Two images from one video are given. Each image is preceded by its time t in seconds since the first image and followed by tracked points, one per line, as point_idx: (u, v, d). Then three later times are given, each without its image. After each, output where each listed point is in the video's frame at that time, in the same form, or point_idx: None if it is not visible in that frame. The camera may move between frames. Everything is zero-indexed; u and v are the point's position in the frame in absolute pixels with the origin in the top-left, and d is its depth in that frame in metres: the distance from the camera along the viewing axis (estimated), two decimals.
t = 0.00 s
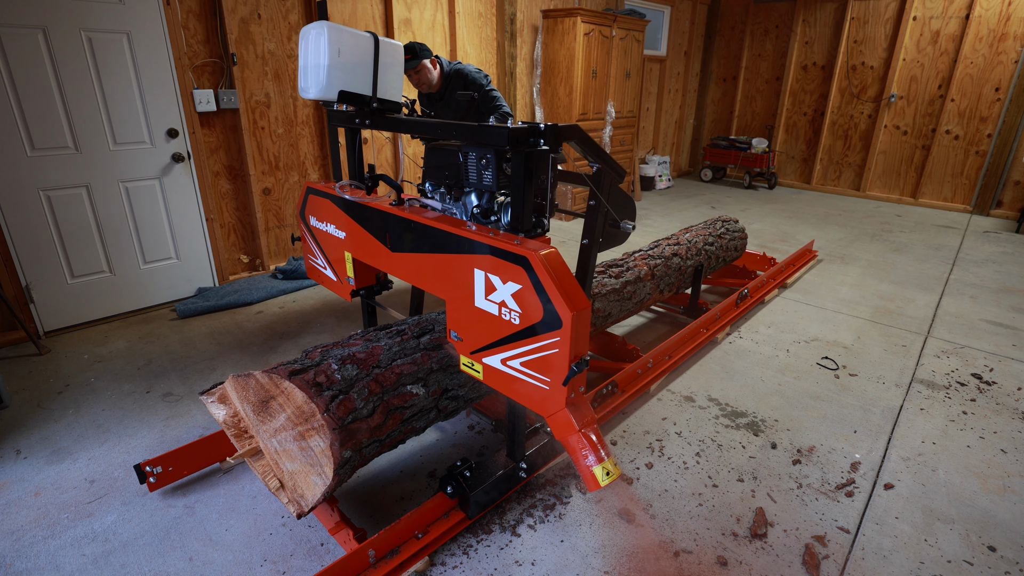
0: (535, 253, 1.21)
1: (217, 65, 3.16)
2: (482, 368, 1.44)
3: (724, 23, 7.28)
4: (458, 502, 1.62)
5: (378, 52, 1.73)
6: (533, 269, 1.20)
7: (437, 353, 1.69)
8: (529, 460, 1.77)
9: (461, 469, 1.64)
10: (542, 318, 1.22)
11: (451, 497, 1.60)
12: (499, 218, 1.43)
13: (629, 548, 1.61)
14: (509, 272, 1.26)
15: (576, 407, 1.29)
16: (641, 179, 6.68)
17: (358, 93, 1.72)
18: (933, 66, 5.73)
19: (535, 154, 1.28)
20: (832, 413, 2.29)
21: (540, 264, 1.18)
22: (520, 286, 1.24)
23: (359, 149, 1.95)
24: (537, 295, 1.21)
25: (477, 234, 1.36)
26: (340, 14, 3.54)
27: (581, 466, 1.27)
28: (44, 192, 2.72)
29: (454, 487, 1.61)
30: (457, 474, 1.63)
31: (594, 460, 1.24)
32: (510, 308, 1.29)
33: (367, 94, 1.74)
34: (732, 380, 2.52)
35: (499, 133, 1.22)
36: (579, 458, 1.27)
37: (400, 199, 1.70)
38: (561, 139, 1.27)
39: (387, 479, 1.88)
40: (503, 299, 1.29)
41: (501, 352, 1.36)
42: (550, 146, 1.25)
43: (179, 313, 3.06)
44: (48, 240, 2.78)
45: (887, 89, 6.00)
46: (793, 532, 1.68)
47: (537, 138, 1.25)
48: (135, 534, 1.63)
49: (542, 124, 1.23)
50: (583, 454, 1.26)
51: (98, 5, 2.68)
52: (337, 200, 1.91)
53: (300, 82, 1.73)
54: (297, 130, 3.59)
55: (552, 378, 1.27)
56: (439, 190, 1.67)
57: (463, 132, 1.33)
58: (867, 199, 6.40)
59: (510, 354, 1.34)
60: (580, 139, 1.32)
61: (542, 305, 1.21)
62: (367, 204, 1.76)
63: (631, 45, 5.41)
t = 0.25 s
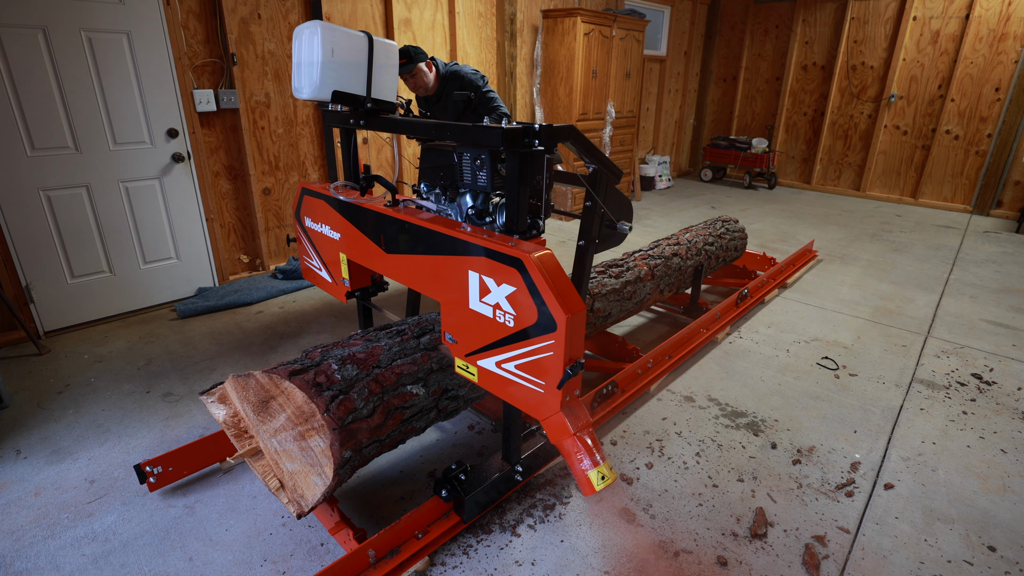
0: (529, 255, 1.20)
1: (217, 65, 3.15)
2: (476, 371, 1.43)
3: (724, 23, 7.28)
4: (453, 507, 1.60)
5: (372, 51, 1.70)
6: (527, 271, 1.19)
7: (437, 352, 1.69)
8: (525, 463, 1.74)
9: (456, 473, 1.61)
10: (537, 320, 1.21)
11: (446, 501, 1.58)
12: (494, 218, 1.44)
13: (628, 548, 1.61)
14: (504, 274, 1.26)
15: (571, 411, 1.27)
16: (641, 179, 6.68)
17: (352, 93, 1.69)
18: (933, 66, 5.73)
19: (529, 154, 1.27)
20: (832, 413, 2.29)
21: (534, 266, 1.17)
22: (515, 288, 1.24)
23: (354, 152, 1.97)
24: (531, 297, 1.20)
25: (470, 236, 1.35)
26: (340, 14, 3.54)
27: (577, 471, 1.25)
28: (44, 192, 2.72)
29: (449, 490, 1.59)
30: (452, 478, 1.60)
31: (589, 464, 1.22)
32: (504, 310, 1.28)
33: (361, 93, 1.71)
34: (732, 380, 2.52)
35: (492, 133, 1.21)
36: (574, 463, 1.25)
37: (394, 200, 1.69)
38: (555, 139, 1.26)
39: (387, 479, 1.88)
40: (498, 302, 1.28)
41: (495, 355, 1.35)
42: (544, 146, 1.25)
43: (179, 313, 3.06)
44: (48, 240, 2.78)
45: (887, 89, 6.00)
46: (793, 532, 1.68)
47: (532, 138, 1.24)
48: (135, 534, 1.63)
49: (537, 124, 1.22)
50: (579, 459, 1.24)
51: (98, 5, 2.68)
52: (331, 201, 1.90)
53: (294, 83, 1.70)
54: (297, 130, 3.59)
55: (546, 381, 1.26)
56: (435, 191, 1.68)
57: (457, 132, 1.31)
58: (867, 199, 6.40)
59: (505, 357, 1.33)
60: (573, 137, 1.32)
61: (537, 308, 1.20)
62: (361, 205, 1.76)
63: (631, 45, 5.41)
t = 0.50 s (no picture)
0: (521, 258, 1.19)
1: (217, 65, 3.15)
2: (469, 374, 1.41)
3: (724, 23, 7.28)
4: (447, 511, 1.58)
5: (365, 50, 1.69)
6: (520, 273, 1.18)
7: (437, 352, 1.69)
8: (520, 467, 1.71)
9: (450, 477, 1.58)
10: (529, 324, 1.20)
11: (439, 505, 1.55)
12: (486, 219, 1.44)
13: (628, 548, 1.61)
14: (496, 276, 1.24)
15: (564, 414, 1.26)
16: (641, 178, 6.68)
17: (345, 93, 1.69)
18: (933, 66, 5.73)
19: (523, 155, 1.25)
20: (832, 413, 2.29)
21: (527, 269, 1.16)
22: (507, 291, 1.22)
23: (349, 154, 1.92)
24: (523, 300, 1.19)
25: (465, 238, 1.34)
26: (340, 14, 3.54)
27: (570, 476, 1.22)
28: (44, 192, 2.72)
29: (442, 495, 1.55)
30: (446, 482, 1.57)
31: (583, 469, 1.20)
32: (496, 313, 1.27)
33: (355, 94, 1.71)
34: (731, 380, 2.53)
35: (484, 134, 1.18)
36: (568, 468, 1.22)
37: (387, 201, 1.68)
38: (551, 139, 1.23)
39: (387, 479, 1.88)
40: (490, 304, 1.27)
41: (488, 358, 1.33)
42: (538, 147, 1.22)
43: (179, 313, 3.06)
44: (48, 240, 2.78)
45: (887, 89, 6.00)
46: (793, 532, 1.68)
47: (525, 139, 1.22)
48: (135, 534, 1.63)
49: (530, 124, 1.20)
50: (571, 463, 1.22)
51: (98, 5, 2.68)
52: (325, 202, 1.90)
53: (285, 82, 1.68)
54: (297, 130, 3.59)
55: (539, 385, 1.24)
56: (429, 192, 1.67)
57: (450, 133, 1.29)
58: (867, 199, 6.41)
59: (497, 360, 1.31)
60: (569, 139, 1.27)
61: (529, 311, 1.19)
62: (354, 206, 1.75)
63: (631, 45, 5.41)
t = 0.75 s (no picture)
0: (514, 260, 1.18)
1: (217, 65, 3.15)
2: (463, 377, 1.40)
3: (724, 23, 7.28)
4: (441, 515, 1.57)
5: (358, 51, 1.68)
6: (513, 275, 1.17)
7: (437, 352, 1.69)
8: (515, 470, 1.69)
9: (444, 481, 1.58)
10: (523, 327, 1.19)
11: (433, 509, 1.54)
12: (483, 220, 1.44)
13: (628, 548, 1.61)
14: (490, 279, 1.23)
15: (557, 418, 1.25)
16: (641, 179, 6.68)
17: (338, 93, 1.67)
18: (933, 66, 5.73)
19: (517, 155, 1.24)
20: (832, 413, 2.29)
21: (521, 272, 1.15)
22: (500, 294, 1.21)
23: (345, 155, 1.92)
24: (517, 303, 1.18)
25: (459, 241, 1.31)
26: (340, 14, 3.53)
27: (564, 480, 1.22)
28: (44, 192, 2.72)
29: (436, 499, 1.55)
30: (440, 486, 1.58)
31: (577, 473, 1.20)
32: (490, 316, 1.26)
33: (348, 94, 1.69)
34: (731, 380, 2.53)
35: (477, 135, 1.16)
36: (562, 472, 1.22)
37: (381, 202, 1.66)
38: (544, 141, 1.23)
39: (387, 479, 1.88)
40: (484, 307, 1.26)
41: (482, 361, 1.32)
42: (532, 148, 1.21)
43: (179, 313, 3.06)
44: (47, 240, 2.78)
45: (887, 89, 6.00)
46: (793, 532, 1.68)
47: (519, 140, 1.20)
48: (135, 534, 1.63)
49: (524, 125, 1.18)
50: (566, 468, 1.22)
51: (98, 5, 2.68)
52: (319, 203, 1.88)
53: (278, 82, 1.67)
54: (297, 130, 3.59)
55: (533, 389, 1.23)
56: (423, 193, 1.62)
57: (444, 133, 1.27)
58: (867, 199, 6.41)
59: (491, 364, 1.30)
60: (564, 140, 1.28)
61: (523, 313, 1.18)
62: (347, 207, 1.73)
63: (631, 45, 5.41)
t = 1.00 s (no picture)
0: (509, 261, 1.15)
1: (217, 65, 3.15)
2: (458, 380, 1.38)
3: (724, 23, 7.28)
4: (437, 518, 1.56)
5: (353, 50, 1.65)
6: (507, 277, 1.14)
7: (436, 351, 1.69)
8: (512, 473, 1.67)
9: (440, 484, 1.57)
10: (517, 329, 1.17)
11: (429, 512, 1.54)
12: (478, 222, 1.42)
13: (628, 548, 1.61)
14: (485, 280, 1.21)
15: (552, 421, 1.23)
16: (641, 178, 6.68)
17: (332, 94, 1.65)
18: (933, 66, 5.73)
19: (511, 156, 1.23)
20: (832, 413, 2.29)
21: (515, 273, 1.13)
22: (495, 296, 1.19)
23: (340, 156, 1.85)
24: (511, 305, 1.16)
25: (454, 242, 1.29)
26: (340, 14, 3.53)
27: (560, 484, 1.22)
28: (44, 192, 2.72)
29: (431, 502, 1.54)
30: (435, 489, 1.56)
31: (571, 477, 1.19)
32: (485, 318, 1.23)
33: (343, 94, 1.67)
34: (731, 380, 2.53)
35: (472, 135, 1.15)
36: (557, 476, 1.22)
37: (375, 203, 1.63)
38: (539, 142, 1.21)
39: (387, 479, 1.88)
40: (479, 309, 1.24)
41: (476, 364, 1.30)
42: (527, 148, 1.20)
43: (179, 313, 3.06)
44: (47, 240, 2.78)
45: (887, 89, 6.00)
46: (793, 532, 1.68)
47: (513, 141, 1.20)
48: (135, 534, 1.63)
49: (519, 125, 1.18)
50: (561, 471, 1.21)
51: (99, 5, 2.68)
52: (314, 204, 1.85)
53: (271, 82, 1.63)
54: (297, 130, 3.59)
55: (528, 392, 1.21)
56: (419, 194, 1.61)
57: (439, 133, 1.26)
58: (867, 199, 6.41)
59: (486, 366, 1.28)
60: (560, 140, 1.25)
61: (518, 316, 1.15)
62: (341, 207, 1.71)
63: (631, 45, 5.41)
